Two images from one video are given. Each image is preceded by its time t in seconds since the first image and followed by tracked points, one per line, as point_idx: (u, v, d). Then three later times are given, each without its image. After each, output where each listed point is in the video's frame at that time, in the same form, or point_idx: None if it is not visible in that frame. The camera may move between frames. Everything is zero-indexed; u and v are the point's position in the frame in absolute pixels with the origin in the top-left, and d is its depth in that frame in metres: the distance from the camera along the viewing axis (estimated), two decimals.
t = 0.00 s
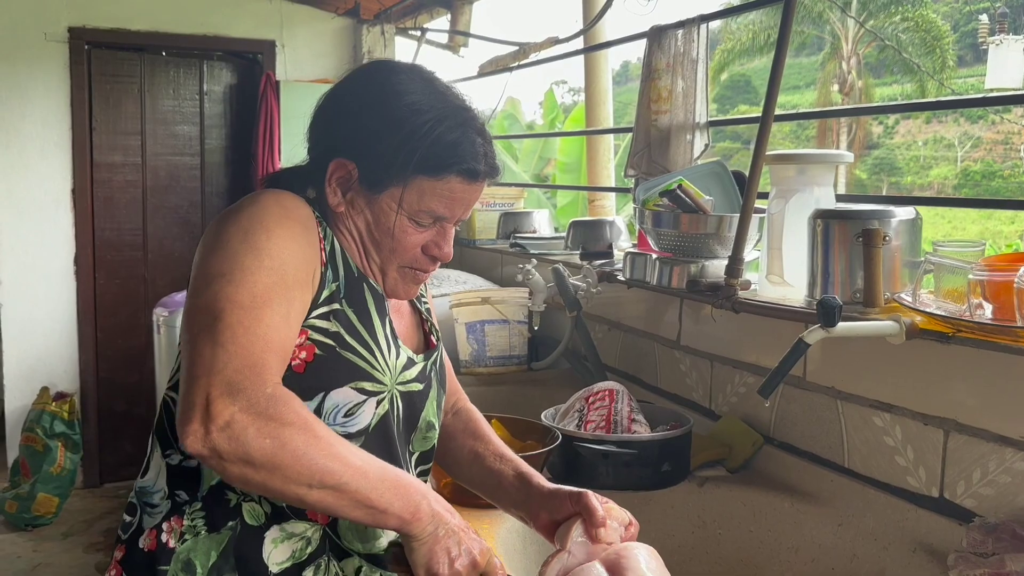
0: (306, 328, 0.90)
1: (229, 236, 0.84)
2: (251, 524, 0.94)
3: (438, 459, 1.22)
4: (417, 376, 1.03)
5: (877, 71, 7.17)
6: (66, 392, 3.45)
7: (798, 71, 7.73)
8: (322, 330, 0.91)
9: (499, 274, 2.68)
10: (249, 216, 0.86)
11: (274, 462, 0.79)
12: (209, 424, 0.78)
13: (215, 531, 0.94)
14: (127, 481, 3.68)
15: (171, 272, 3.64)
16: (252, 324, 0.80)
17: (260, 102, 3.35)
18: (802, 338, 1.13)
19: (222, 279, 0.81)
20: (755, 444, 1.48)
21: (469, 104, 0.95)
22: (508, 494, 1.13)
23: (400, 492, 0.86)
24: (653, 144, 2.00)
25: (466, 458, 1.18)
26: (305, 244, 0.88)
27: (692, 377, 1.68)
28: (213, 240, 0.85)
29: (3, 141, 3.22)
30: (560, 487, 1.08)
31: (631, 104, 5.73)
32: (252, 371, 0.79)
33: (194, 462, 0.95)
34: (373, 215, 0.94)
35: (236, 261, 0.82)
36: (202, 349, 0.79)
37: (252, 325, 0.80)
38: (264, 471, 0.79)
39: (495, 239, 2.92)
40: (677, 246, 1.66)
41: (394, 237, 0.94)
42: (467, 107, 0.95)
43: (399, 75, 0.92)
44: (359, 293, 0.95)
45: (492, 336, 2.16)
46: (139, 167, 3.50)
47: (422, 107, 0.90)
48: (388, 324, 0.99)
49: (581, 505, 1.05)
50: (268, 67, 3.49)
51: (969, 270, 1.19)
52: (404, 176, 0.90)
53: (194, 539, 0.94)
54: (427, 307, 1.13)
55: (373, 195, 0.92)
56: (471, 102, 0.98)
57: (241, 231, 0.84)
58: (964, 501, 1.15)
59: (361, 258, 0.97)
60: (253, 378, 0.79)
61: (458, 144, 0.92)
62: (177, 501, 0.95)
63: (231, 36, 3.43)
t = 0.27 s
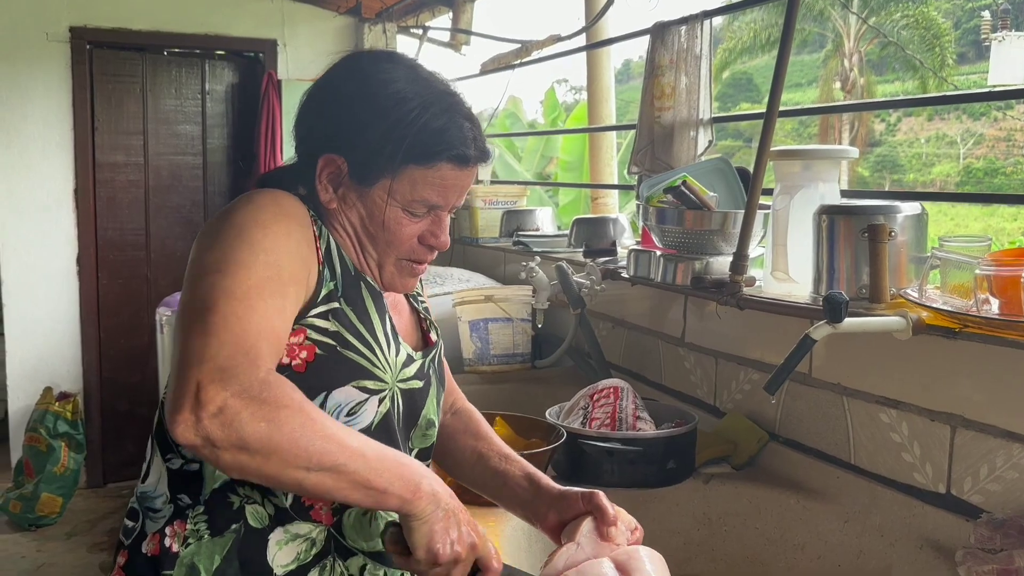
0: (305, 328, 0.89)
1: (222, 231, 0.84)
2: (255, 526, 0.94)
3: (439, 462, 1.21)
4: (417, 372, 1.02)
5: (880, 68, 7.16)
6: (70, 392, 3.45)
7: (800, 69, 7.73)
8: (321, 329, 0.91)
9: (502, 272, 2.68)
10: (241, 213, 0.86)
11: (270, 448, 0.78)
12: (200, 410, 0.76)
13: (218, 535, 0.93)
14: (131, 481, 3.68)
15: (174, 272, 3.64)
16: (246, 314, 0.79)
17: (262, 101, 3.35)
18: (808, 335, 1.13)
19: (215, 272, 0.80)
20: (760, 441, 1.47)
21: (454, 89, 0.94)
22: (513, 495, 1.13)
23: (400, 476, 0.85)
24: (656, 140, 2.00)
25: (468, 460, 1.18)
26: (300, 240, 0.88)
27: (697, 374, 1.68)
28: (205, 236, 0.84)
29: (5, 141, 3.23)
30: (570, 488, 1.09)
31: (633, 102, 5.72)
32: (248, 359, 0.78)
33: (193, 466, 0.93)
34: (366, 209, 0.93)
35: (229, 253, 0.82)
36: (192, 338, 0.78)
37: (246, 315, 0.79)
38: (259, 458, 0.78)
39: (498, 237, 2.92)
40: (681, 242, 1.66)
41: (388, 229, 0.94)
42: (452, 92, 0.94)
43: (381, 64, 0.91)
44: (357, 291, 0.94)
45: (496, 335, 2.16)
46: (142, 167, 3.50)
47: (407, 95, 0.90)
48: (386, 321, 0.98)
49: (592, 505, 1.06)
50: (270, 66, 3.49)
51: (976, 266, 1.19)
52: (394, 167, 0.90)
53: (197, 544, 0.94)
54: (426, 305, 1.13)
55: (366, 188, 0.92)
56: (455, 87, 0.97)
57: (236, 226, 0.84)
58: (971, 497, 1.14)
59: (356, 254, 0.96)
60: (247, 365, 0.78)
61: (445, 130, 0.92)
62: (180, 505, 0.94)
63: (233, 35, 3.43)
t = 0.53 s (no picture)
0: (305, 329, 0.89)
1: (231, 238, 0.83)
2: (253, 530, 0.94)
3: (442, 457, 1.21)
4: (416, 372, 1.02)
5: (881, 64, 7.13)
6: (72, 391, 3.46)
7: (802, 65, 7.71)
8: (321, 330, 0.91)
9: (504, 270, 2.68)
10: (244, 218, 0.85)
11: (316, 459, 0.77)
12: (245, 425, 0.76)
13: (217, 540, 0.93)
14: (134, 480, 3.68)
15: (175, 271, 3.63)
16: (271, 323, 0.79)
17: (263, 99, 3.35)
18: (812, 330, 1.13)
19: (232, 280, 0.80)
20: (764, 436, 1.46)
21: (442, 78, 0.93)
22: (517, 491, 1.13)
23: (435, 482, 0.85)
24: (658, 136, 1.99)
25: (472, 456, 1.17)
26: (303, 244, 0.88)
27: (700, 370, 1.67)
28: (212, 243, 0.83)
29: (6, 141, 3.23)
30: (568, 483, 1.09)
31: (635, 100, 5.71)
32: (278, 369, 0.78)
33: (192, 471, 0.94)
34: (358, 206, 0.93)
35: (249, 262, 0.81)
36: (224, 352, 0.77)
37: (270, 323, 0.79)
38: (304, 470, 0.77)
39: (499, 234, 2.92)
40: (683, 238, 1.66)
41: (381, 224, 0.93)
42: (440, 82, 0.93)
43: (367, 57, 0.90)
44: (353, 292, 0.94)
45: (498, 332, 2.16)
46: (143, 166, 3.50)
47: (395, 88, 0.89)
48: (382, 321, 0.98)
49: (590, 499, 1.06)
50: (271, 64, 3.49)
51: (980, 259, 1.18)
52: (384, 161, 0.90)
53: (195, 550, 0.93)
54: (422, 303, 1.13)
55: (358, 184, 0.92)
56: (443, 76, 0.97)
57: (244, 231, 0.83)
58: (975, 492, 1.14)
59: (350, 251, 0.96)
60: (277, 374, 0.78)
61: (435, 122, 0.91)
62: (179, 511, 0.95)
63: (233, 33, 3.43)
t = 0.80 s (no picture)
0: (299, 331, 0.91)
1: (223, 237, 0.84)
2: (247, 531, 0.94)
3: (445, 456, 1.22)
4: (411, 373, 1.03)
5: (882, 60, 7.12)
6: (74, 390, 3.47)
7: (802, 61, 7.70)
8: (314, 332, 0.92)
9: (505, 267, 2.68)
10: (238, 218, 0.85)
11: (292, 458, 0.78)
12: (222, 424, 0.76)
13: (212, 540, 0.94)
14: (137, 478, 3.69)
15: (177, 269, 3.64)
16: (254, 322, 0.80)
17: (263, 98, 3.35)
18: (811, 326, 1.13)
19: (220, 280, 0.80)
20: (763, 432, 1.47)
21: (442, 81, 0.93)
22: (519, 490, 1.13)
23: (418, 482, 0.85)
24: (658, 133, 2.00)
25: (475, 455, 1.18)
26: (297, 245, 0.88)
27: (700, 367, 1.68)
28: (202, 243, 0.84)
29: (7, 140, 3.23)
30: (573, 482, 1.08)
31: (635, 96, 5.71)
32: (261, 369, 0.79)
33: (186, 472, 0.94)
34: (353, 207, 0.93)
35: (233, 262, 0.82)
36: (203, 352, 0.78)
37: (255, 323, 0.80)
38: (281, 469, 0.78)
39: (500, 231, 2.92)
40: (683, 235, 1.66)
41: (376, 226, 0.93)
42: (440, 85, 0.93)
43: (366, 58, 0.90)
44: (347, 293, 0.95)
45: (498, 329, 2.16)
46: (144, 165, 3.50)
47: (394, 90, 0.89)
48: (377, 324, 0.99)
49: (596, 498, 1.05)
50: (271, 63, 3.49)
51: (978, 255, 1.19)
52: (380, 163, 0.90)
53: (191, 549, 0.94)
54: (420, 302, 1.13)
55: (352, 185, 0.92)
56: (444, 79, 0.97)
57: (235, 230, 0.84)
58: (974, 486, 1.14)
59: (345, 251, 0.97)
60: (262, 374, 0.78)
61: (433, 125, 0.91)
62: (173, 510, 0.95)
63: (233, 32, 3.44)
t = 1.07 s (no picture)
0: (300, 328, 0.91)
1: (213, 230, 0.85)
2: (251, 528, 0.95)
3: (448, 450, 1.23)
4: (412, 370, 1.03)
5: (883, 55, 7.10)
6: (78, 387, 3.48)
7: (803, 56, 7.69)
8: (315, 330, 0.92)
9: (506, 263, 2.69)
10: (233, 213, 0.87)
11: (249, 447, 0.78)
12: (183, 410, 0.76)
13: (216, 536, 0.95)
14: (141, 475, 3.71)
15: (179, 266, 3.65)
16: (230, 312, 0.80)
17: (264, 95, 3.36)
18: (811, 318, 1.13)
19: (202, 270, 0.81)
20: (763, 426, 1.48)
21: (448, 83, 0.94)
22: (523, 485, 1.14)
23: (381, 475, 0.84)
24: (659, 129, 2.00)
25: (478, 450, 1.19)
26: (291, 243, 0.89)
27: (702, 361, 1.68)
28: (199, 235, 0.85)
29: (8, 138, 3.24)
30: (579, 477, 1.10)
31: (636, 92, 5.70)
32: (232, 360, 0.79)
33: (190, 469, 0.95)
34: (356, 206, 0.94)
35: (217, 252, 0.82)
36: (177, 337, 0.79)
37: (232, 314, 0.80)
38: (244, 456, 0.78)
39: (501, 227, 2.92)
40: (684, 230, 1.67)
41: (378, 225, 0.94)
42: (446, 87, 0.94)
43: (374, 58, 0.91)
44: (348, 291, 0.96)
45: (500, 324, 2.16)
46: (146, 162, 3.50)
47: (400, 90, 0.90)
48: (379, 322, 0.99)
49: (600, 492, 1.06)
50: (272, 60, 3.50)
51: (977, 248, 1.19)
52: (384, 163, 0.90)
53: (195, 545, 0.95)
54: (421, 300, 1.14)
55: (355, 184, 0.92)
56: (450, 81, 0.97)
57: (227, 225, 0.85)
58: (975, 478, 1.15)
59: (347, 249, 0.97)
60: (231, 363, 0.79)
61: (438, 125, 0.92)
62: (178, 507, 0.96)
63: (234, 30, 3.45)
